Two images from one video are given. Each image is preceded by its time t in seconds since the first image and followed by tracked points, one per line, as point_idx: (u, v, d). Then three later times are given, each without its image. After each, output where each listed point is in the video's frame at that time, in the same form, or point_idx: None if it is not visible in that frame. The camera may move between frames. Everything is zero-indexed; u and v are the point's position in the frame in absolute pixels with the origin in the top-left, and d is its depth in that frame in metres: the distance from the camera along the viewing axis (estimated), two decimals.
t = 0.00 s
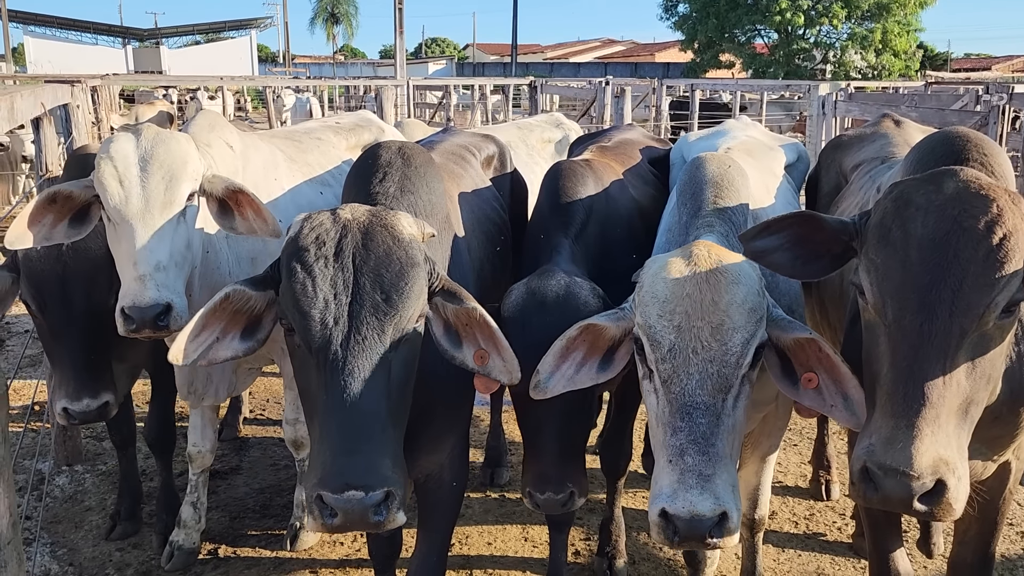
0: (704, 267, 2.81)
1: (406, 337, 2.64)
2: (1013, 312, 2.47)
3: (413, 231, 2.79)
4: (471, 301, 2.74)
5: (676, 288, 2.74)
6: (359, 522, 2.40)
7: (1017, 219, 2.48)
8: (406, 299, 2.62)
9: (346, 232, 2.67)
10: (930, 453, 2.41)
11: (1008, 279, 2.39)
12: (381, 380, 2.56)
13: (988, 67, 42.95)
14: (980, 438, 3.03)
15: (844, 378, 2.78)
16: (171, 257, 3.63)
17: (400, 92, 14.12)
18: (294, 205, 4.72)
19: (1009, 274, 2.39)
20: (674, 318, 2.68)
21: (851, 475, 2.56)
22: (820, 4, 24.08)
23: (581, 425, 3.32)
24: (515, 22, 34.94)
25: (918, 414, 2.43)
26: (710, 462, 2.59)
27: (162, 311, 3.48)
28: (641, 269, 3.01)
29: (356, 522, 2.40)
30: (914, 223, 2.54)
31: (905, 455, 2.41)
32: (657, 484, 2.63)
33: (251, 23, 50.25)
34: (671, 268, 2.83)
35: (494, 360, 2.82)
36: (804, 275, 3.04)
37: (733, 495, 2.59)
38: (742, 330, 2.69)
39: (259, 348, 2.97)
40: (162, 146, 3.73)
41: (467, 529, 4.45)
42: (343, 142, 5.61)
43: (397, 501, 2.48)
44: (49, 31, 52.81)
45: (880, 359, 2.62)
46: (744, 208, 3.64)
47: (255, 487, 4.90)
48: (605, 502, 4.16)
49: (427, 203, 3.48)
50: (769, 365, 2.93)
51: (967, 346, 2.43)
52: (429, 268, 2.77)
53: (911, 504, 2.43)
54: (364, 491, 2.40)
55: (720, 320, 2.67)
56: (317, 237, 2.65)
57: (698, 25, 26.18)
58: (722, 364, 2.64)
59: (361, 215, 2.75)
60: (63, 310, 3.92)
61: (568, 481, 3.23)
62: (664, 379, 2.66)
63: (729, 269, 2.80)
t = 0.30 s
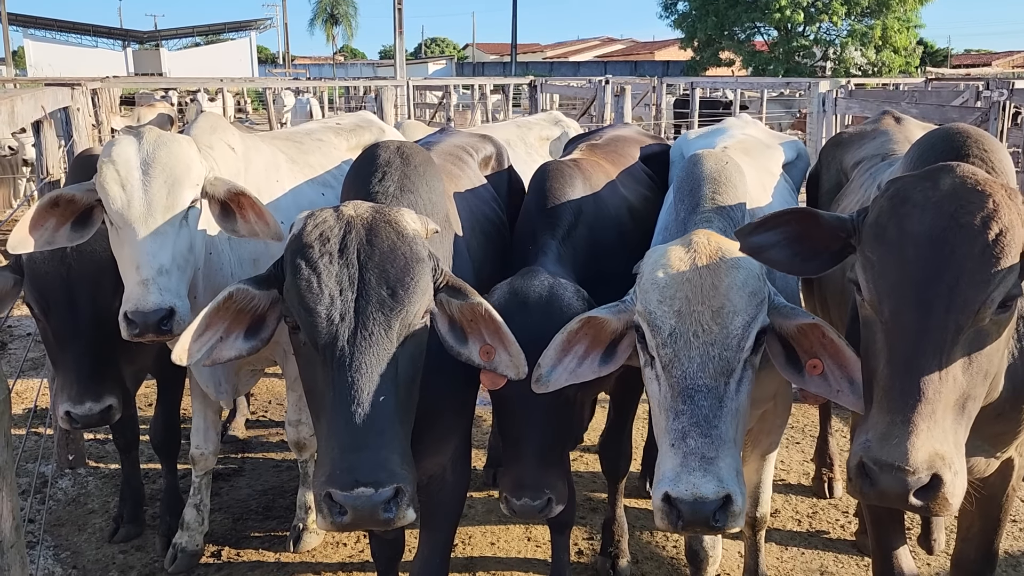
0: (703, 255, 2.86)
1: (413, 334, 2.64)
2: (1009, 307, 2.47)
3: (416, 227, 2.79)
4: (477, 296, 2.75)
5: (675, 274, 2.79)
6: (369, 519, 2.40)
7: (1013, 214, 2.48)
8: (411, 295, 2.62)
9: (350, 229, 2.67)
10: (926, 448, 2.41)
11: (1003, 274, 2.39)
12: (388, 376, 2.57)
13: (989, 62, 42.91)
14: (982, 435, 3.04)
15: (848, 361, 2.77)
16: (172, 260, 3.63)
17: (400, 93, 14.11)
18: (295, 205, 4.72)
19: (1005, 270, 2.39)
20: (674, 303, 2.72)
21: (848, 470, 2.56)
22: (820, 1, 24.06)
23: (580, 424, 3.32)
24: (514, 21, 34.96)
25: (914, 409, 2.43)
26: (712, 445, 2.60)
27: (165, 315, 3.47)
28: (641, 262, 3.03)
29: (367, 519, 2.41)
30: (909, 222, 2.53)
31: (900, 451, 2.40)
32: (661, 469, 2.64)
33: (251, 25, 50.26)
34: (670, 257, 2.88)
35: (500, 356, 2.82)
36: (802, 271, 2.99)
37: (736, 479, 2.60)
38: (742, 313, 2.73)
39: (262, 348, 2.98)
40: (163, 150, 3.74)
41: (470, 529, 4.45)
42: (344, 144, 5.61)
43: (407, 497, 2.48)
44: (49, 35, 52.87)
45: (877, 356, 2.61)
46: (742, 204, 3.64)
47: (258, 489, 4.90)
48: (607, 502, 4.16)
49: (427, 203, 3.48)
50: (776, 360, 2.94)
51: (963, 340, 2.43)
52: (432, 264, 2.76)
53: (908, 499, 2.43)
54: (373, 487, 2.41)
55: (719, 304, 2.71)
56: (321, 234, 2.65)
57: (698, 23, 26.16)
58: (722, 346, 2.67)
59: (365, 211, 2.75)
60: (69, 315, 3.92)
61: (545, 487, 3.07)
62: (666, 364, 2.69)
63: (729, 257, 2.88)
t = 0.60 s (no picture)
0: (703, 250, 2.87)
1: (413, 334, 2.64)
2: (996, 299, 2.46)
3: (417, 226, 2.80)
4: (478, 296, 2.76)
5: (674, 269, 2.79)
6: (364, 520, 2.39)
7: (1002, 208, 2.49)
8: (410, 294, 2.63)
9: (349, 227, 2.68)
10: (909, 438, 2.40)
11: (987, 267, 2.39)
12: (387, 374, 2.57)
13: (987, 60, 42.92)
14: (983, 432, 3.05)
15: (846, 359, 2.80)
16: (174, 260, 3.62)
17: (399, 93, 14.11)
18: (296, 206, 4.72)
19: (991, 261, 2.40)
20: (672, 298, 2.73)
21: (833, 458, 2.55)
22: None
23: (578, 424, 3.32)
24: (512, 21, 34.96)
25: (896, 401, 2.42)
26: (712, 439, 2.61)
27: (164, 314, 3.47)
28: (639, 258, 3.03)
29: (361, 520, 2.40)
30: (898, 215, 2.53)
31: (882, 440, 2.40)
32: (660, 463, 2.65)
33: (249, 26, 50.24)
34: (668, 252, 2.89)
35: (501, 356, 2.82)
36: (796, 264, 2.96)
37: (736, 473, 2.61)
38: (741, 307, 2.73)
39: (261, 347, 2.98)
40: (168, 149, 3.75)
41: (472, 529, 4.45)
42: (345, 145, 5.61)
43: (404, 497, 2.48)
44: (48, 37, 52.87)
45: (863, 349, 2.62)
46: (738, 201, 3.64)
47: (259, 490, 4.91)
48: (608, 501, 4.15)
49: (427, 203, 3.49)
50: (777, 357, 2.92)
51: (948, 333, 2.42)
52: (432, 261, 2.77)
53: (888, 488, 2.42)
54: (370, 487, 2.41)
55: (718, 298, 2.71)
56: (320, 232, 2.66)
57: (697, 21, 26.16)
58: (722, 340, 2.67)
59: (364, 210, 2.76)
60: (62, 314, 3.91)
61: (536, 498, 2.94)
62: (664, 358, 2.69)
63: (728, 252, 2.89)
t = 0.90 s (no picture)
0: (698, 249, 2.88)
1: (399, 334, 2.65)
2: (963, 286, 2.41)
3: (407, 226, 2.80)
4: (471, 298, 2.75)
5: (668, 268, 2.80)
6: (347, 522, 2.38)
7: (974, 195, 2.46)
8: (397, 295, 2.62)
9: (337, 228, 2.68)
10: (858, 413, 2.34)
11: (952, 249, 2.37)
12: (373, 377, 2.57)
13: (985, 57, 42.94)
14: (982, 429, 3.06)
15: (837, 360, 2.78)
16: (172, 254, 3.61)
17: (397, 93, 14.11)
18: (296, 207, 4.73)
19: (956, 246, 2.38)
20: (666, 298, 2.73)
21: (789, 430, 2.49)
22: None
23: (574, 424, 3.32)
24: (510, 21, 34.93)
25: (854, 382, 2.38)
26: (708, 438, 2.61)
27: (160, 307, 3.46)
28: (635, 257, 3.04)
29: (344, 522, 2.39)
30: (872, 200, 2.53)
31: (832, 413, 2.35)
32: (656, 463, 2.65)
33: (246, 26, 50.21)
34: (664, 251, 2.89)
35: (496, 357, 2.81)
36: (786, 247, 3.01)
37: (732, 472, 2.61)
38: (736, 307, 2.74)
39: (252, 349, 2.97)
40: (168, 144, 3.75)
41: (471, 528, 4.45)
42: (344, 145, 5.61)
43: (387, 501, 2.47)
44: (45, 39, 52.85)
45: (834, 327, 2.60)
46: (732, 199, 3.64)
47: (258, 490, 4.91)
48: (608, 501, 4.15)
49: (423, 202, 3.49)
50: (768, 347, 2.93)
51: (909, 317, 2.39)
52: (423, 261, 2.76)
53: (831, 460, 2.35)
54: (352, 490, 2.40)
55: (712, 298, 2.72)
56: (309, 232, 2.66)
57: (695, 20, 26.17)
58: (716, 340, 2.68)
59: (354, 210, 2.76)
60: (46, 307, 3.90)
61: (534, 495, 2.91)
62: (659, 358, 2.69)
63: (721, 249, 2.90)
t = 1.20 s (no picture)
0: (686, 248, 2.87)
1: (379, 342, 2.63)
2: (922, 276, 2.37)
3: (394, 231, 2.79)
4: (458, 309, 2.73)
5: (656, 268, 2.80)
6: (314, 529, 2.37)
7: (939, 187, 2.43)
8: (378, 301, 2.60)
9: (322, 231, 2.67)
10: (806, 392, 2.33)
11: (912, 239, 2.34)
12: (351, 383, 2.54)
13: (982, 54, 42.97)
14: (980, 427, 3.08)
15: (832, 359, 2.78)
16: (166, 245, 3.60)
17: (394, 93, 14.08)
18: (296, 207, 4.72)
19: (915, 239, 2.35)
20: (651, 299, 2.73)
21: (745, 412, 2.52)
22: None
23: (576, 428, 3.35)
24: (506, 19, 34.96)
25: (811, 362, 2.37)
26: (687, 438, 2.63)
27: (151, 297, 3.45)
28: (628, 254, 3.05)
29: (312, 529, 2.37)
30: (844, 191, 2.51)
31: (783, 393, 2.36)
32: (636, 461, 2.68)
33: (243, 27, 50.16)
34: (656, 251, 2.89)
35: (479, 369, 2.81)
36: (773, 239, 3.02)
37: (710, 472, 2.63)
38: (721, 309, 2.72)
39: (237, 350, 2.94)
40: (166, 138, 3.74)
41: (471, 528, 4.45)
42: (343, 145, 5.61)
43: (358, 509, 2.45)
44: (42, 39, 52.77)
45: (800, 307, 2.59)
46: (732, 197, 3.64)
47: (257, 491, 4.91)
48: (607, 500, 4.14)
49: (424, 202, 3.49)
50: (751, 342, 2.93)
51: (864, 307, 2.36)
52: (407, 264, 2.75)
53: (777, 434, 2.37)
54: (322, 496, 2.38)
55: (697, 299, 2.71)
56: (293, 235, 2.66)
57: (691, 19, 26.14)
58: (700, 341, 2.67)
59: (341, 214, 2.75)
60: (46, 316, 3.89)
61: (541, 505, 2.90)
62: (643, 358, 2.70)
63: (710, 249, 2.88)
